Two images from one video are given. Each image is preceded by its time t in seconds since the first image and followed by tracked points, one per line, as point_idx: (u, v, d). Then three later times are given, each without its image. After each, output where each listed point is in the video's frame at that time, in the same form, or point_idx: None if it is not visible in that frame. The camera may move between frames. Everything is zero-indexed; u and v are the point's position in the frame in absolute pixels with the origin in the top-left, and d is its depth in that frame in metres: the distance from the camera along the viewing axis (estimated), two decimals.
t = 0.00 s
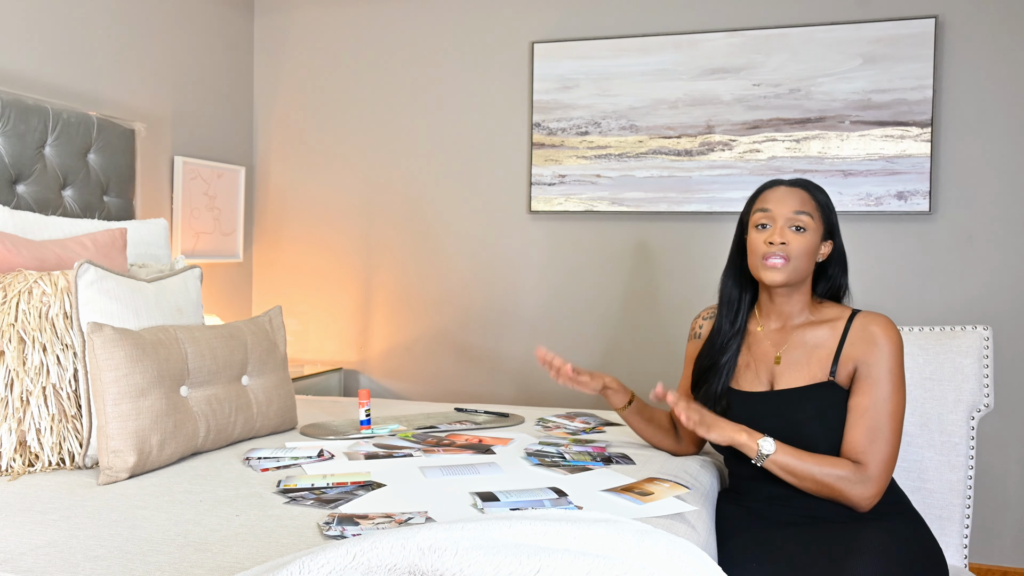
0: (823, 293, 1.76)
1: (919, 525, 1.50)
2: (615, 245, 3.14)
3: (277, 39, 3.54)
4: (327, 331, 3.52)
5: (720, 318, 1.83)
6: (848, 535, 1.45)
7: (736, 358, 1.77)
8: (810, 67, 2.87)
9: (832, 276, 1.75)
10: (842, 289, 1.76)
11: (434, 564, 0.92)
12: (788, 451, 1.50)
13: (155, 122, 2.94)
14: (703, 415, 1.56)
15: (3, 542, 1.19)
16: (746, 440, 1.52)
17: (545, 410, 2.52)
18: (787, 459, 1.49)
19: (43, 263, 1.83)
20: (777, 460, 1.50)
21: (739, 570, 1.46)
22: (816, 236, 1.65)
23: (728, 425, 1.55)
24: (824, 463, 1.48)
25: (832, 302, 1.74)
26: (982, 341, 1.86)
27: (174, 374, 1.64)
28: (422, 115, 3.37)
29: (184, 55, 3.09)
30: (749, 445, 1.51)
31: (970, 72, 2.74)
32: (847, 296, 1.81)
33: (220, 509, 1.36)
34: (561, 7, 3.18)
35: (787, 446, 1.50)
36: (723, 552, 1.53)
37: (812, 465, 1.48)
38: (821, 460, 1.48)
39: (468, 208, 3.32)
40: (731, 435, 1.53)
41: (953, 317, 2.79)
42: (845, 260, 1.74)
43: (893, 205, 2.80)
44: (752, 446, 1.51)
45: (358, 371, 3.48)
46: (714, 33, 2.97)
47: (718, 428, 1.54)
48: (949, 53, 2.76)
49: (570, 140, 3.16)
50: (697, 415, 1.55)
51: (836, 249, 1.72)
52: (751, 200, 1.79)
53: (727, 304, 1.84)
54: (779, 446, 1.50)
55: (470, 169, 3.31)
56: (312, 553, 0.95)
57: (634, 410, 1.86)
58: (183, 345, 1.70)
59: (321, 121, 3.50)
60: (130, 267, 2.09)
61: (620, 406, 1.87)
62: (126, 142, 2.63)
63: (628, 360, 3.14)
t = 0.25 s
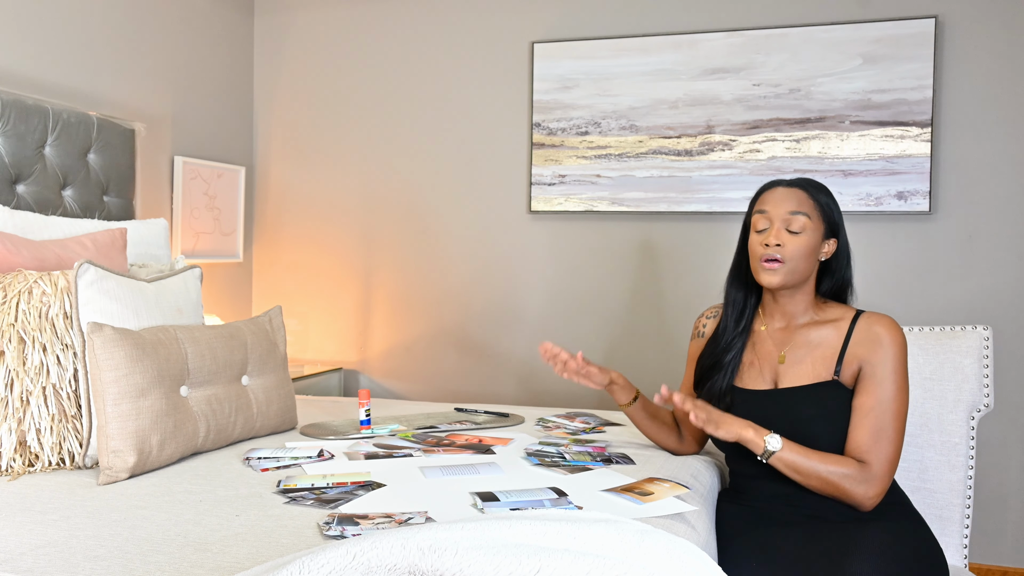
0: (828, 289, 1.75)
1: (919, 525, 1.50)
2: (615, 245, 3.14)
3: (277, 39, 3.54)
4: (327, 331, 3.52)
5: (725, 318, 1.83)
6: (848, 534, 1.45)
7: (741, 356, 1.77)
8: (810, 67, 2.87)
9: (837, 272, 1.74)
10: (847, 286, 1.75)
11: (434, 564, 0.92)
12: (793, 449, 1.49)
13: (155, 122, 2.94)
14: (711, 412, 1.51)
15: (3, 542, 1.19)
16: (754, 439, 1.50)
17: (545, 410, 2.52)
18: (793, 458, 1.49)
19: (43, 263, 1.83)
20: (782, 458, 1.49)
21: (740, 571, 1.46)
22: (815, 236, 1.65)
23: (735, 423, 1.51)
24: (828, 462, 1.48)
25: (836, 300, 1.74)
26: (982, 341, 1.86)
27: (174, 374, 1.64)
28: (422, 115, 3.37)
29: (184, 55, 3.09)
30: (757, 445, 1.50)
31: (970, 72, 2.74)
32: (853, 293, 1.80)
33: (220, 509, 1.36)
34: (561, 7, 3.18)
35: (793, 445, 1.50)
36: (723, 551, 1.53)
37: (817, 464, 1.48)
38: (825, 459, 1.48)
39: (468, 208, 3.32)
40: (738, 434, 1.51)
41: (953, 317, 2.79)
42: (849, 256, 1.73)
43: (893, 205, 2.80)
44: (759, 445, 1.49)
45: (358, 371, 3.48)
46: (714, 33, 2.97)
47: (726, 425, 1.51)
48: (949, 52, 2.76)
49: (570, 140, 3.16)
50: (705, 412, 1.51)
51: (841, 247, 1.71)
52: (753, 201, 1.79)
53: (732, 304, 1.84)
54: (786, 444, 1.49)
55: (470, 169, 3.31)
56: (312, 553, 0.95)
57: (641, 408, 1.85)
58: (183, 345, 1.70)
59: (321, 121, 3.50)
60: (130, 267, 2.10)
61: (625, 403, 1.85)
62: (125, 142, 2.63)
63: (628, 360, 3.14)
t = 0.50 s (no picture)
0: (827, 283, 1.71)
1: (919, 525, 1.50)
2: (615, 245, 3.14)
3: (277, 39, 3.54)
4: (327, 331, 3.52)
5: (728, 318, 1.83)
6: (849, 535, 1.45)
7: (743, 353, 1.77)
8: (810, 67, 2.87)
9: (836, 266, 1.70)
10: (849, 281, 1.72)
11: (434, 564, 0.92)
12: (798, 446, 1.49)
13: (155, 122, 2.94)
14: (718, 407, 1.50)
15: (2, 542, 1.19)
16: (760, 435, 1.49)
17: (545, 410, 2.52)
18: (797, 455, 1.49)
19: (43, 263, 1.83)
20: (787, 455, 1.49)
21: (740, 570, 1.46)
22: (804, 235, 1.64)
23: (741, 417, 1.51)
24: (831, 460, 1.48)
25: (836, 295, 1.71)
26: (982, 341, 1.86)
27: (174, 374, 1.64)
28: (422, 115, 3.37)
29: (184, 55, 3.09)
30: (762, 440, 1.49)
31: (970, 72, 2.74)
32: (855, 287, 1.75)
33: (220, 509, 1.36)
34: (561, 7, 3.18)
35: (797, 442, 1.50)
36: (723, 551, 1.53)
37: (820, 461, 1.48)
38: (828, 456, 1.48)
39: (468, 208, 3.32)
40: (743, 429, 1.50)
41: (953, 317, 2.79)
42: (849, 251, 1.70)
43: (893, 205, 2.80)
44: (765, 440, 1.49)
45: (358, 371, 3.48)
46: (714, 33, 2.97)
47: (732, 420, 1.50)
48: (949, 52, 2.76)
49: (570, 140, 3.16)
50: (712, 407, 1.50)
51: (838, 242, 1.69)
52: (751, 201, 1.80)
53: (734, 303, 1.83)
54: (790, 441, 1.49)
55: (470, 169, 3.31)
56: (312, 553, 0.95)
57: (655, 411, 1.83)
58: (183, 345, 1.70)
59: (321, 121, 3.50)
60: (130, 267, 2.09)
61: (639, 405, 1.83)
62: (126, 142, 2.63)
63: (628, 360, 3.14)
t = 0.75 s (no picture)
0: (824, 280, 1.71)
1: (919, 525, 1.50)
2: (615, 245, 3.14)
3: (277, 39, 3.54)
4: (327, 331, 3.52)
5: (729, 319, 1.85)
6: (849, 535, 1.45)
7: (742, 349, 1.79)
8: (810, 67, 2.87)
9: (831, 264, 1.70)
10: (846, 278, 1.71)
11: (434, 564, 0.92)
12: (797, 431, 1.48)
13: (155, 122, 2.94)
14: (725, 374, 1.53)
15: (2, 542, 1.19)
16: (761, 408, 1.50)
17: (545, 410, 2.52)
18: (796, 439, 1.48)
19: (43, 263, 1.83)
20: (785, 437, 1.48)
21: (741, 571, 1.46)
22: (797, 234, 1.64)
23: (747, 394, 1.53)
24: (832, 451, 1.46)
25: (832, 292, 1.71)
26: (982, 341, 1.86)
27: (174, 374, 1.64)
28: (422, 115, 3.37)
29: (184, 55, 3.09)
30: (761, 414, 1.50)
31: (970, 72, 2.74)
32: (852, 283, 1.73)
33: (220, 509, 1.36)
34: (561, 7, 3.18)
35: (797, 428, 1.49)
36: (723, 552, 1.53)
37: (819, 448, 1.47)
38: (827, 445, 1.47)
39: (468, 208, 3.32)
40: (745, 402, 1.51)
41: (953, 317, 2.79)
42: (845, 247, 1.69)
43: (893, 205, 2.80)
44: (765, 414, 1.50)
45: (358, 371, 3.48)
46: (714, 33, 2.97)
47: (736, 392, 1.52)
48: (949, 52, 2.76)
49: (570, 140, 3.16)
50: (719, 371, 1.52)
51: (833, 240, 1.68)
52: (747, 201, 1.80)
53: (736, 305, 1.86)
54: (790, 425, 1.49)
55: (470, 169, 3.31)
56: (312, 553, 0.95)
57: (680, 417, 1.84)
58: (183, 345, 1.70)
59: (321, 121, 3.50)
60: (130, 267, 2.10)
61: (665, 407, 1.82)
62: (126, 142, 2.63)
63: (628, 360, 3.14)
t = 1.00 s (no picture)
0: (822, 279, 1.70)
1: (919, 525, 1.50)
2: (615, 245, 3.14)
3: (277, 39, 3.54)
4: (327, 331, 3.52)
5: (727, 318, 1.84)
6: (850, 535, 1.45)
7: (742, 349, 1.77)
8: (810, 67, 2.87)
9: (829, 263, 1.69)
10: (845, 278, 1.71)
11: (434, 564, 0.92)
12: (801, 449, 1.47)
13: (155, 122, 2.94)
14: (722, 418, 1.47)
15: (3, 542, 1.19)
16: (765, 438, 1.47)
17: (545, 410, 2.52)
18: (800, 458, 1.47)
19: (43, 263, 1.83)
20: (789, 458, 1.47)
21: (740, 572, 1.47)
22: (796, 233, 1.64)
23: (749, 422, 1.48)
24: (833, 461, 1.46)
25: (830, 291, 1.71)
26: (982, 341, 1.86)
27: (174, 374, 1.64)
28: (422, 115, 3.37)
29: (184, 55, 3.09)
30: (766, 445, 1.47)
31: (970, 72, 2.74)
32: (850, 280, 1.73)
33: (220, 509, 1.36)
34: (561, 7, 3.18)
35: (800, 444, 1.48)
36: (723, 552, 1.53)
37: (821, 462, 1.46)
38: (829, 458, 1.47)
39: (468, 208, 3.32)
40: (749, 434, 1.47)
41: (953, 316, 2.79)
42: (843, 247, 1.69)
43: (893, 205, 2.80)
44: (769, 445, 1.47)
45: (358, 371, 3.48)
46: (714, 33, 2.97)
47: (738, 428, 1.47)
48: (949, 52, 2.76)
49: (570, 140, 3.16)
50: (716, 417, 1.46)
51: (832, 239, 1.68)
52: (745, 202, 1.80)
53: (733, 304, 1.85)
54: (793, 444, 1.47)
55: (470, 169, 3.31)
56: (312, 553, 0.95)
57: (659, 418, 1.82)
58: (183, 345, 1.70)
59: (321, 121, 3.50)
60: (130, 267, 2.10)
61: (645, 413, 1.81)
62: (126, 142, 2.63)
63: (628, 360, 3.14)
